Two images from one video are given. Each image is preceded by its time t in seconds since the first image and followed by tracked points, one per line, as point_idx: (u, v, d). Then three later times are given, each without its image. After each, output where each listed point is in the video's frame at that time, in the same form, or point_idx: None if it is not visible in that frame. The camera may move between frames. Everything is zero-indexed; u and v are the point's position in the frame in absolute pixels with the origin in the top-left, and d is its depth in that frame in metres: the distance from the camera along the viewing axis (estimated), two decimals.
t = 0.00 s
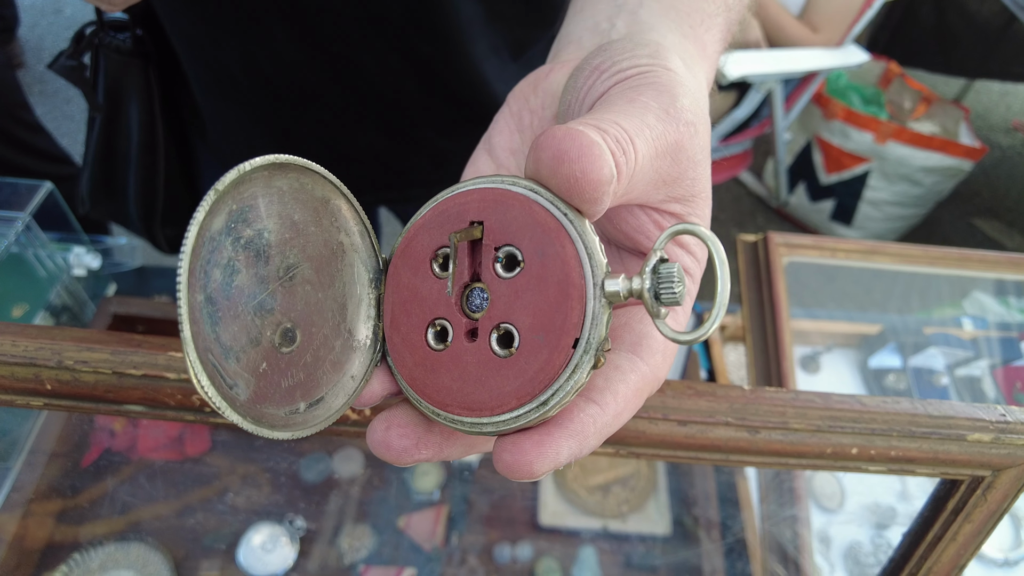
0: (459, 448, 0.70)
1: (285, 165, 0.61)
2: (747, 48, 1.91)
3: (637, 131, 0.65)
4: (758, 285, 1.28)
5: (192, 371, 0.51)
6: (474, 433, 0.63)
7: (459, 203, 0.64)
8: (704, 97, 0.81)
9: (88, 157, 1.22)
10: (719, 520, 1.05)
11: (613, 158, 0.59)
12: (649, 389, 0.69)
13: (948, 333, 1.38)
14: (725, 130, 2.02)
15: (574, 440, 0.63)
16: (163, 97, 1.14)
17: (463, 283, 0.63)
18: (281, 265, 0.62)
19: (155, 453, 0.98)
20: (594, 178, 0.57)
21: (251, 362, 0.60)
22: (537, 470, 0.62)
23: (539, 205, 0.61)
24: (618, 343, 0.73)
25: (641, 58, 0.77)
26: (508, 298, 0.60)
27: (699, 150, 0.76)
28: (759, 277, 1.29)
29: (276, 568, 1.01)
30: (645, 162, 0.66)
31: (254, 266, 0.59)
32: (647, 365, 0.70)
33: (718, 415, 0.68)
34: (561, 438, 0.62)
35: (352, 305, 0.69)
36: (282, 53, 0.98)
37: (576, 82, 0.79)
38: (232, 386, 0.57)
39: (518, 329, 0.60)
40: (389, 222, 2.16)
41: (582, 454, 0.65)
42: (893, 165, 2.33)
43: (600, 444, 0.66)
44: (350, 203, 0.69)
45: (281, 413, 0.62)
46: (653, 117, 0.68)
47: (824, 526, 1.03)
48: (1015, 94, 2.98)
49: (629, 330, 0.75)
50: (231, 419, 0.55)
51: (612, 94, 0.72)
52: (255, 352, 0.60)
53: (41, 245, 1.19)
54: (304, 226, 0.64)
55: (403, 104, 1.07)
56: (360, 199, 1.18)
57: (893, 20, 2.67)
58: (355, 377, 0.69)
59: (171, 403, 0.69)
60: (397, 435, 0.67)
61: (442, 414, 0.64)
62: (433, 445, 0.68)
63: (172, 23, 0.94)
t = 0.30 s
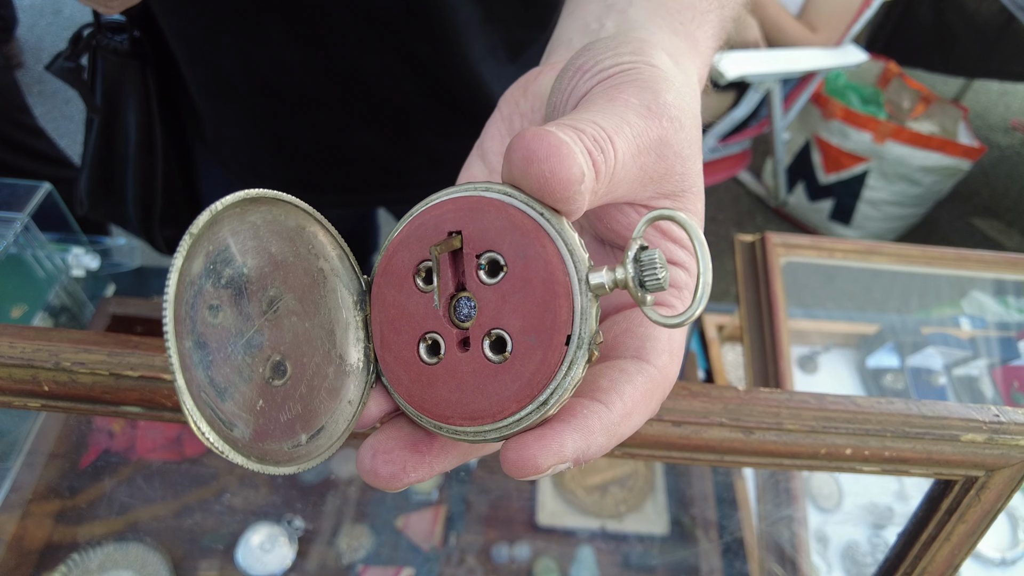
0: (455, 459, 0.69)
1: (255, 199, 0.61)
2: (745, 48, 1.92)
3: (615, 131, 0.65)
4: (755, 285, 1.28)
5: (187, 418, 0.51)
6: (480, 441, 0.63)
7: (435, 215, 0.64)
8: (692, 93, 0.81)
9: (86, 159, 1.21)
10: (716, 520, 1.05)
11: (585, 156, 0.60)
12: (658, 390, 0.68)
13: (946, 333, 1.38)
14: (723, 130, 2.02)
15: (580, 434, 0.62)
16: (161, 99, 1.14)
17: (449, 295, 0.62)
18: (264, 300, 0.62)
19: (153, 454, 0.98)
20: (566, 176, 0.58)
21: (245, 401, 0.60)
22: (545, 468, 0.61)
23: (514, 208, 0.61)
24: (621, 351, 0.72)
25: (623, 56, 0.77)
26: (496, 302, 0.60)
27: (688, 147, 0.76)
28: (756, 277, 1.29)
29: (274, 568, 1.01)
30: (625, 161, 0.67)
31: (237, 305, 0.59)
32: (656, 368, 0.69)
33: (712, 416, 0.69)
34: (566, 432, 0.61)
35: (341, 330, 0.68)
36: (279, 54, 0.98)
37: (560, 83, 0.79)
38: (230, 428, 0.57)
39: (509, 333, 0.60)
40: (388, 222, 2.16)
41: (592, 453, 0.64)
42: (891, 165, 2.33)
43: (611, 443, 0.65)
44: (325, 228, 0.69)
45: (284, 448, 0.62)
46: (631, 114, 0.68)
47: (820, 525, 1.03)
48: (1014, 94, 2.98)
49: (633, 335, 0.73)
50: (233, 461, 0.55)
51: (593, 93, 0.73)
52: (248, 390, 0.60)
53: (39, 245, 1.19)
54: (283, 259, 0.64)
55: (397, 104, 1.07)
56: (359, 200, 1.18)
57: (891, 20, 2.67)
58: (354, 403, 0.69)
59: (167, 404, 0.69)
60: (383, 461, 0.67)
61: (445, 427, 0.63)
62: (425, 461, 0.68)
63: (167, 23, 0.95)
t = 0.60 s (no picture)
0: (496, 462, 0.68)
1: (254, 221, 0.60)
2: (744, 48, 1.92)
3: (614, 120, 0.65)
4: (756, 285, 1.28)
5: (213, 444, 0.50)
6: (513, 443, 0.62)
7: (435, 221, 0.64)
8: (689, 82, 0.81)
9: (85, 159, 1.21)
10: (717, 519, 1.05)
11: (585, 145, 0.60)
12: (681, 372, 0.70)
13: (946, 333, 1.38)
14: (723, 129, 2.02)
15: (613, 427, 0.62)
16: (161, 97, 1.13)
17: (462, 296, 0.62)
18: (272, 324, 0.61)
19: (153, 453, 0.99)
20: (567, 165, 0.58)
21: (266, 425, 0.59)
22: (586, 462, 0.61)
23: (517, 199, 0.61)
24: (641, 337, 0.73)
25: (618, 47, 0.77)
26: (510, 295, 0.60)
27: (688, 139, 0.76)
28: (757, 277, 1.29)
29: (275, 567, 1.01)
30: (627, 150, 0.67)
31: (247, 330, 0.58)
32: (676, 353, 0.71)
33: (715, 415, 0.68)
34: (601, 425, 0.62)
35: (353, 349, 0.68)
36: (279, 54, 0.98)
37: (555, 79, 0.79)
38: (257, 453, 0.56)
39: (529, 325, 0.59)
40: (388, 222, 2.16)
41: (626, 442, 0.64)
42: (892, 164, 2.33)
43: (642, 431, 0.66)
44: (327, 249, 0.68)
45: (312, 472, 0.61)
46: (629, 105, 0.69)
47: (821, 524, 1.03)
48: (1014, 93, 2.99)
49: (650, 322, 0.74)
50: (264, 487, 0.54)
51: (591, 86, 0.73)
52: (268, 414, 0.59)
53: (38, 244, 1.19)
54: (289, 280, 0.63)
55: (397, 101, 1.06)
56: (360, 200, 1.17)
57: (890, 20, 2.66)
58: (377, 423, 0.69)
59: (167, 403, 0.69)
60: (425, 473, 0.66)
61: (476, 433, 0.62)
62: (468, 467, 0.66)
63: (167, 23, 0.96)
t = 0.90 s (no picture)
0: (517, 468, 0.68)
1: (256, 248, 0.61)
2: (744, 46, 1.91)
3: (609, 121, 0.65)
4: (756, 284, 1.27)
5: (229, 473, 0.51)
6: (531, 449, 0.62)
7: (436, 235, 0.64)
8: (686, 78, 0.81)
9: (83, 157, 1.21)
10: (717, 518, 1.05)
11: (581, 150, 0.60)
12: (689, 368, 0.70)
13: (946, 331, 1.38)
14: (722, 128, 2.02)
15: (626, 429, 0.62)
16: (160, 95, 1.13)
17: (467, 308, 0.62)
18: (282, 349, 0.62)
19: (151, 452, 0.98)
20: (563, 172, 0.57)
21: (282, 451, 0.60)
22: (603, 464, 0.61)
23: (513, 207, 0.61)
24: (648, 334, 0.72)
25: (612, 45, 0.77)
26: (515, 302, 0.60)
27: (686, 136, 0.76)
28: (757, 276, 1.28)
29: (273, 567, 1.02)
30: (624, 151, 0.66)
31: (256, 356, 0.60)
32: (682, 348, 0.70)
33: (715, 412, 0.68)
34: (614, 427, 0.62)
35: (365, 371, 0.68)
36: (279, 52, 0.97)
37: (551, 79, 0.79)
38: (275, 477, 0.57)
39: (537, 330, 0.59)
40: (387, 221, 2.16)
41: (641, 442, 0.64)
42: (892, 163, 2.32)
43: (656, 429, 0.66)
44: (331, 270, 0.68)
45: (333, 494, 0.62)
46: (623, 105, 0.68)
47: (822, 524, 1.03)
48: (1013, 92, 2.99)
49: (655, 318, 0.74)
50: (285, 512, 0.55)
51: (586, 86, 0.72)
52: (283, 439, 0.60)
53: (38, 244, 1.18)
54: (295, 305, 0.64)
55: (396, 101, 1.06)
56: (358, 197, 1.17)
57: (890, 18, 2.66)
58: (393, 443, 0.68)
59: (165, 401, 0.69)
60: (447, 489, 0.66)
61: (493, 443, 0.62)
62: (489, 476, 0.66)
63: (166, 21, 0.96)
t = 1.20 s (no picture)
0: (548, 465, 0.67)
1: (257, 289, 0.63)
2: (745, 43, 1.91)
3: (595, 101, 0.64)
4: (757, 282, 1.27)
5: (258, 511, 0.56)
6: (561, 439, 0.60)
7: (432, 243, 0.64)
8: (682, 53, 0.80)
9: (82, 154, 1.20)
10: (719, 517, 1.04)
11: (563, 135, 0.58)
12: (716, 353, 0.69)
13: (947, 329, 1.38)
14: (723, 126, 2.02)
15: (650, 412, 0.62)
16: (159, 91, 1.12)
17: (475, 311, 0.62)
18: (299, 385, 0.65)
19: (151, 450, 0.96)
20: (537, 161, 0.57)
21: (314, 481, 0.63)
22: (630, 448, 0.60)
23: (502, 203, 0.60)
24: (671, 321, 0.72)
25: (598, 28, 0.77)
26: (521, 296, 0.59)
27: (678, 109, 0.74)
28: (758, 275, 1.28)
29: (273, 566, 1.03)
30: (616, 128, 0.65)
31: (273, 394, 0.63)
32: (709, 332, 0.70)
33: (719, 408, 0.68)
34: (639, 410, 0.61)
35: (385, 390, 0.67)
36: (280, 47, 0.97)
37: (542, 71, 0.79)
38: (308, 509, 0.61)
39: (546, 320, 0.58)
40: (388, 219, 2.16)
41: (669, 427, 0.63)
42: (892, 162, 2.32)
43: (684, 413, 0.65)
44: (336, 296, 0.67)
45: (370, 517, 0.63)
46: (613, 87, 0.67)
47: (824, 522, 1.02)
48: (1013, 91, 3.00)
49: (677, 304, 0.73)
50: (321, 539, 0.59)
51: (575, 71, 0.72)
52: (314, 470, 0.63)
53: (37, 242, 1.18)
54: (305, 338, 0.65)
55: (397, 96, 1.06)
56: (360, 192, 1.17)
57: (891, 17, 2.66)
58: (424, 457, 0.66)
59: (165, 397, 0.68)
60: (476, 489, 0.66)
61: (523, 439, 0.61)
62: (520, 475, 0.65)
63: (165, 17, 0.95)
